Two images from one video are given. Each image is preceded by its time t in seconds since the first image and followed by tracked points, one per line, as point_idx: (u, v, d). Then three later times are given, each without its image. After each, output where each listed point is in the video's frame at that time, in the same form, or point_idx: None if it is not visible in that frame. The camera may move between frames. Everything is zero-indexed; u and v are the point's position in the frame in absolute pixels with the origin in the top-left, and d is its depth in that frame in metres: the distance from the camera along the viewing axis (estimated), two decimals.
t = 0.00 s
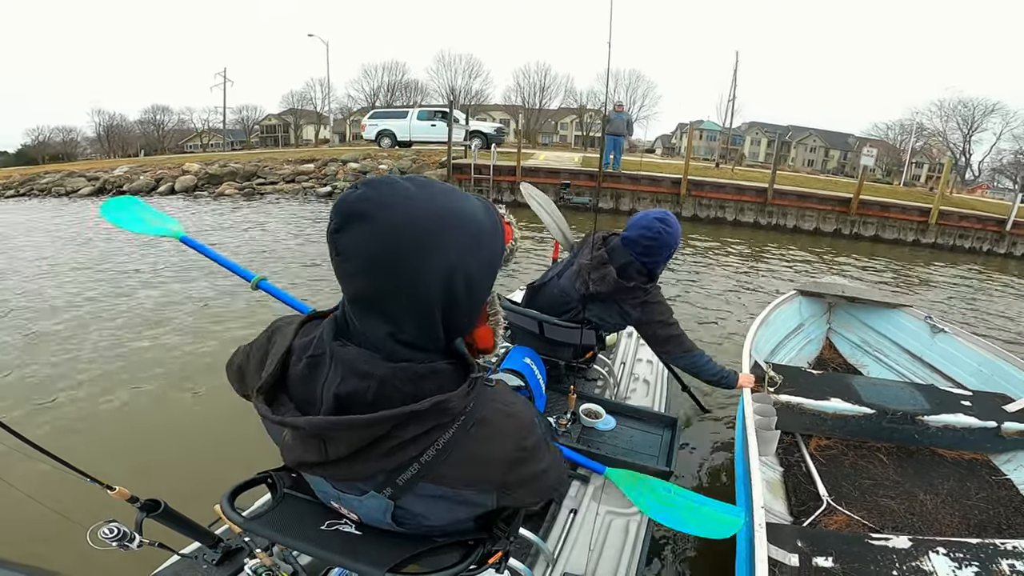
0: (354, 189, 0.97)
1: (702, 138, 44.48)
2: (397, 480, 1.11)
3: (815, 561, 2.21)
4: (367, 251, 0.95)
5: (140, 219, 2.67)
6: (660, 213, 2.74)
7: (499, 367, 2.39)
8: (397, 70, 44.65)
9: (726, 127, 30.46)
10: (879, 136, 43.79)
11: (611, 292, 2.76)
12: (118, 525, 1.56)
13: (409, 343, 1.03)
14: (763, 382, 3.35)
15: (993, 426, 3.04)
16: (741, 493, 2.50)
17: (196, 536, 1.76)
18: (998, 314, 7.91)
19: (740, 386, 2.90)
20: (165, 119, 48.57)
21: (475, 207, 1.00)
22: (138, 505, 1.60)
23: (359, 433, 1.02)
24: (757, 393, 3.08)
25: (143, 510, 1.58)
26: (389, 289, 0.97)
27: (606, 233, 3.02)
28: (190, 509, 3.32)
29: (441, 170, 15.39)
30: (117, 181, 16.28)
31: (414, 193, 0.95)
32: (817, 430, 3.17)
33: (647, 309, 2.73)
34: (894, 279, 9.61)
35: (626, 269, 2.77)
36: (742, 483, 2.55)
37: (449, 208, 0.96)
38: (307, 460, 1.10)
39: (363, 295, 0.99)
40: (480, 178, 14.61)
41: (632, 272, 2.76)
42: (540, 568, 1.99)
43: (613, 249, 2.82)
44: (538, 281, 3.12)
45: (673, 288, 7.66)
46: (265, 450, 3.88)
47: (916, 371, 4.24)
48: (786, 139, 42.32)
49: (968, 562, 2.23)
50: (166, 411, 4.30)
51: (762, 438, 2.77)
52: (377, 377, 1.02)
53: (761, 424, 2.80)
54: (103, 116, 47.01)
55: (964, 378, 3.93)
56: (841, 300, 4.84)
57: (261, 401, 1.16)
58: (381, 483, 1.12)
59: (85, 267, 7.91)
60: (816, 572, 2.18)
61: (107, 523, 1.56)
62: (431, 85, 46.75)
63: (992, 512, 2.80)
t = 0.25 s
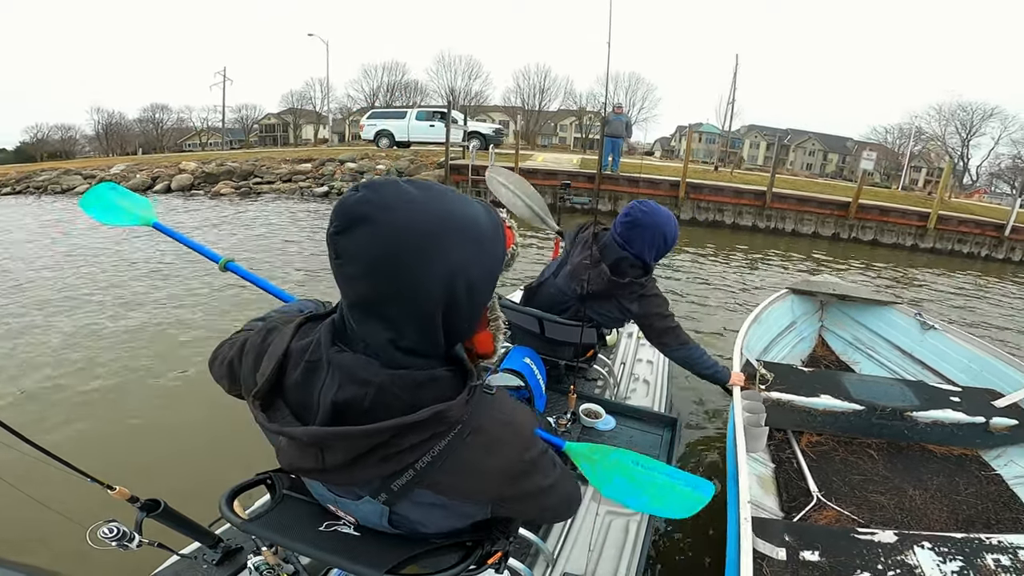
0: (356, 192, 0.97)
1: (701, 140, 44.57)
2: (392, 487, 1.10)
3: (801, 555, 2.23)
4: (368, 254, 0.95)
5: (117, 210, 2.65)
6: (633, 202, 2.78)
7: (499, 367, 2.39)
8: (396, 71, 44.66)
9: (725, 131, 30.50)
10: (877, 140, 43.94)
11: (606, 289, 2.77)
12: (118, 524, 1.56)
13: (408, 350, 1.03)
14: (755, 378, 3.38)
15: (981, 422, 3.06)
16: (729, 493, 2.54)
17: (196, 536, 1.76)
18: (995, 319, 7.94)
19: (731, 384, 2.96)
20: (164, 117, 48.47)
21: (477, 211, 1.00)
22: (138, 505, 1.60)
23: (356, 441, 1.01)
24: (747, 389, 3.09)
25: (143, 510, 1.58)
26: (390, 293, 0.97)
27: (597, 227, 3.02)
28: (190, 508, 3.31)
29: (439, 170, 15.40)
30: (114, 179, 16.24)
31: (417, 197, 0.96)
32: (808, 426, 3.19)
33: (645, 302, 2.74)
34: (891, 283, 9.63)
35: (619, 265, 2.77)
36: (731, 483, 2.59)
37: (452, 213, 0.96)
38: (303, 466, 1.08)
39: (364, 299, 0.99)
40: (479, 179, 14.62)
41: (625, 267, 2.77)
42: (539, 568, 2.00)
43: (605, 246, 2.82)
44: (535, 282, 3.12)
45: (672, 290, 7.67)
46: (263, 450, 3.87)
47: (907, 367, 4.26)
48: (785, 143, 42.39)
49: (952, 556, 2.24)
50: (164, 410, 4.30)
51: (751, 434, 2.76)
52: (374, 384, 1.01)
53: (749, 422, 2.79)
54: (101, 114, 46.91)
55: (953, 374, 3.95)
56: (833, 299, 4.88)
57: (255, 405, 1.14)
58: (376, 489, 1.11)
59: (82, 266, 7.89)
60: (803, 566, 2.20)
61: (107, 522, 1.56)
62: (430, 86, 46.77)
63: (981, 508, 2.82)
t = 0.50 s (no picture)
0: (372, 197, 0.97)
1: (701, 141, 44.60)
2: (392, 498, 1.11)
3: (787, 553, 2.25)
4: (381, 261, 0.94)
5: (110, 273, 3.24)
6: (631, 201, 2.78)
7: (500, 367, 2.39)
8: (396, 65, 44.54)
9: (725, 131, 30.48)
10: (878, 143, 43.96)
11: (610, 293, 2.80)
12: (118, 525, 1.56)
13: (415, 363, 1.02)
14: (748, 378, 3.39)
15: (969, 421, 3.09)
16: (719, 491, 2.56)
17: (196, 537, 1.76)
18: (991, 326, 7.97)
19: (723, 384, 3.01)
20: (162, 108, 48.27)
21: (492, 222, 1.00)
22: (138, 506, 1.60)
23: (356, 458, 1.01)
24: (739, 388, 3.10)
25: (143, 510, 1.58)
26: (401, 302, 0.96)
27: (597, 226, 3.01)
28: (188, 505, 3.31)
29: (438, 166, 15.37)
30: (110, 171, 16.19)
31: (433, 205, 0.95)
32: (799, 426, 3.21)
33: (646, 302, 2.77)
34: (889, 288, 9.65)
35: (621, 267, 2.79)
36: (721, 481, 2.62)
37: (469, 225, 0.96)
38: (305, 476, 1.09)
39: (374, 308, 0.98)
40: (479, 176, 14.60)
41: (627, 270, 2.78)
42: (540, 568, 2.00)
43: (605, 248, 2.82)
44: (534, 282, 3.11)
45: (671, 291, 7.69)
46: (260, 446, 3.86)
47: (898, 368, 4.29)
48: (786, 145, 42.39)
49: (934, 555, 2.25)
50: (161, 404, 4.29)
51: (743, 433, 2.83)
52: (378, 400, 1.01)
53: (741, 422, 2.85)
54: (100, 105, 46.79)
55: (943, 375, 3.97)
56: (826, 300, 4.90)
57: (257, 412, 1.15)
58: (375, 499, 1.13)
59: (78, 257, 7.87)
60: (788, 564, 2.21)
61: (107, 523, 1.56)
62: (430, 81, 46.64)
63: (967, 506, 2.84)
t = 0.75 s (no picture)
0: (384, 198, 0.97)
1: (704, 140, 44.53)
2: (394, 493, 1.10)
3: (780, 549, 2.27)
4: (392, 265, 0.95)
5: (129, 373, 2.18)
6: (633, 199, 2.79)
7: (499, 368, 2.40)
8: (399, 60, 44.41)
9: (728, 130, 30.38)
10: (882, 144, 43.82)
11: (611, 291, 2.81)
12: (118, 525, 1.57)
13: (422, 362, 1.03)
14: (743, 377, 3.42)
15: (959, 424, 3.10)
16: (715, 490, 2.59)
17: (196, 537, 1.77)
18: (991, 332, 7.98)
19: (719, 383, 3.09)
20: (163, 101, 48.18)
21: (503, 225, 1.01)
22: (138, 506, 1.61)
23: (362, 452, 1.00)
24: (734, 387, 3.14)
25: (143, 511, 1.59)
26: (411, 303, 0.96)
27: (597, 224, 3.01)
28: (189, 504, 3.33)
29: (438, 163, 15.34)
30: (109, 164, 16.16)
31: (446, 208, 0.96)
32: (792, 425, 3.23)
33: (646, 300, 2.75)
34: (889, 291, 9.64)
35: (623, 266, 2.78)
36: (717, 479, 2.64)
37: (481, 228, 0.97)
38: (307, 473, 1.06)
39: (383, 309, 0.99)
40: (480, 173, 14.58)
41: (629, 268, 2.78)
42: (541, 569, 2.02)
43: (607, 246, 2.83)
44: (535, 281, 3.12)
45: (671, 291, 7.68)
46: (259, 443, 3.88)
47: (891, 370, 4.29)
48: (789, 145, 42.28)
49: (922, 553, 2.26)
50: (161, 400, 4.30)
51: (738, 431, 2.91)
52: (386, 396, 1.01)
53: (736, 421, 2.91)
54: (101, 97, 46.77)
55: (936, 377, 3.97)
56: (822, 301, 4.90)
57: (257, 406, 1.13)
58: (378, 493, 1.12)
59: (78, 251, 7.87)
60: (781, 560, 2.23)
61: (107, 523, 1.57)
62: (432, 76, 46.52)
63: (955, 507, 2.86)
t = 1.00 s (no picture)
0: (391, 198, 0.97)
1: (705, 138, 44.47)
2: (393, 489, 1.11)
3: (777, 544, 2.27)
4: (402, 265, 0.95)
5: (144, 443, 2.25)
6: (634, 197, 2.80)
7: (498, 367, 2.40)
8: (399, 58, 44.33)
9: (729, 128, 30.34)
10: (884, 143, 43.70)
11: (612, 290, 2.82)
12: (117, 525, 1.58)
13: (430, 360, 1.03)
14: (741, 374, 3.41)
15: (953, 424, 3.12)
16: (715, 488, 2.58)
17: (194, 537, 1.78)
18: (993, 332, 7.96)
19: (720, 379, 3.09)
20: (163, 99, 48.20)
21: (508, 225, 1.01)
22: (138, 506, 1.62)
23: (366, 444, 1.02)
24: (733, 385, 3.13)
25: (143, 511, 1.59)
26: (420, 302, 0.97)
27: (595, 224, 3.04)
28: (189, 504, 3.33)
29: (437, 161, 15.33)
30: (108, 162, 16.17)
31: (452, 208, 0.96)
32: (788, 423, 3.25)
33: (645, 297, 2.83)
34: (890, 291, 9.63)
35: (623, 264, 2.82)
36: (716, 477, 2.63)
37: (488, 227, 0.98)
38: (311, 463, 1.09)
39: (391, 309, 0.99)
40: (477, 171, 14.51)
41: (629, 266, 2.82)
42: (540, 569, 2.02)
43: (607, 244, 2.86)
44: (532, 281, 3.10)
45: (672, 291, 7.69)
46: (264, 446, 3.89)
47: (886, 371, 4.29)
48: (791, 144, 42.19)
49: (917, 550, 2.26)
50: (160, 400, 4.31)
51: (737, 427, 2.83)
52: (390, 391, 1.02)
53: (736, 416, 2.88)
54: (101, 94, 46.74)
55: (930, 379, 3.96)
56: (820, 303, 4.91)
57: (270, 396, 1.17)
58: (377, 489, 1.12)
59: (77, 249, 7.88)
60: (779, 554, 2.24)
61: (106, 523, 1.58)
62: (433, 73, 46.44)
63: (948, 506, 2.86)
